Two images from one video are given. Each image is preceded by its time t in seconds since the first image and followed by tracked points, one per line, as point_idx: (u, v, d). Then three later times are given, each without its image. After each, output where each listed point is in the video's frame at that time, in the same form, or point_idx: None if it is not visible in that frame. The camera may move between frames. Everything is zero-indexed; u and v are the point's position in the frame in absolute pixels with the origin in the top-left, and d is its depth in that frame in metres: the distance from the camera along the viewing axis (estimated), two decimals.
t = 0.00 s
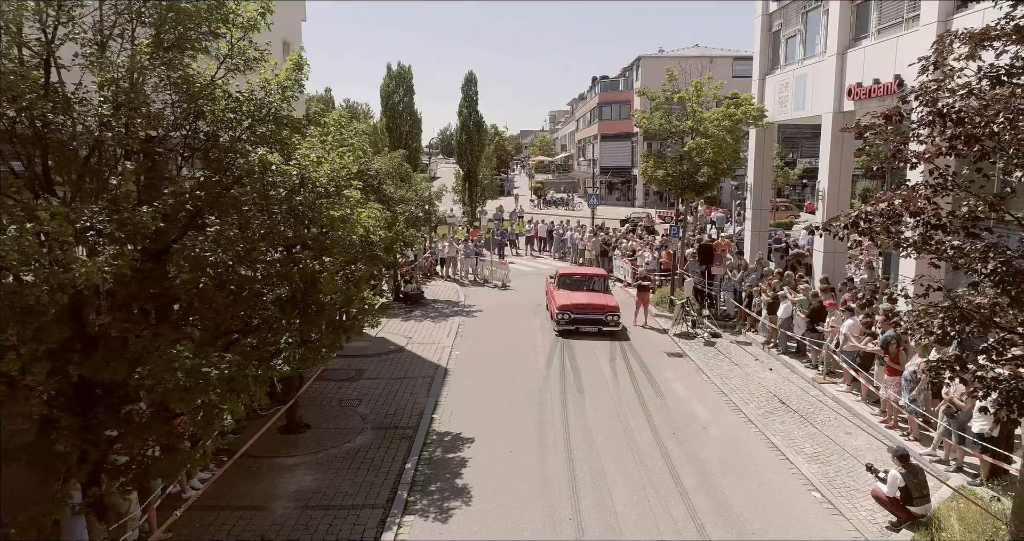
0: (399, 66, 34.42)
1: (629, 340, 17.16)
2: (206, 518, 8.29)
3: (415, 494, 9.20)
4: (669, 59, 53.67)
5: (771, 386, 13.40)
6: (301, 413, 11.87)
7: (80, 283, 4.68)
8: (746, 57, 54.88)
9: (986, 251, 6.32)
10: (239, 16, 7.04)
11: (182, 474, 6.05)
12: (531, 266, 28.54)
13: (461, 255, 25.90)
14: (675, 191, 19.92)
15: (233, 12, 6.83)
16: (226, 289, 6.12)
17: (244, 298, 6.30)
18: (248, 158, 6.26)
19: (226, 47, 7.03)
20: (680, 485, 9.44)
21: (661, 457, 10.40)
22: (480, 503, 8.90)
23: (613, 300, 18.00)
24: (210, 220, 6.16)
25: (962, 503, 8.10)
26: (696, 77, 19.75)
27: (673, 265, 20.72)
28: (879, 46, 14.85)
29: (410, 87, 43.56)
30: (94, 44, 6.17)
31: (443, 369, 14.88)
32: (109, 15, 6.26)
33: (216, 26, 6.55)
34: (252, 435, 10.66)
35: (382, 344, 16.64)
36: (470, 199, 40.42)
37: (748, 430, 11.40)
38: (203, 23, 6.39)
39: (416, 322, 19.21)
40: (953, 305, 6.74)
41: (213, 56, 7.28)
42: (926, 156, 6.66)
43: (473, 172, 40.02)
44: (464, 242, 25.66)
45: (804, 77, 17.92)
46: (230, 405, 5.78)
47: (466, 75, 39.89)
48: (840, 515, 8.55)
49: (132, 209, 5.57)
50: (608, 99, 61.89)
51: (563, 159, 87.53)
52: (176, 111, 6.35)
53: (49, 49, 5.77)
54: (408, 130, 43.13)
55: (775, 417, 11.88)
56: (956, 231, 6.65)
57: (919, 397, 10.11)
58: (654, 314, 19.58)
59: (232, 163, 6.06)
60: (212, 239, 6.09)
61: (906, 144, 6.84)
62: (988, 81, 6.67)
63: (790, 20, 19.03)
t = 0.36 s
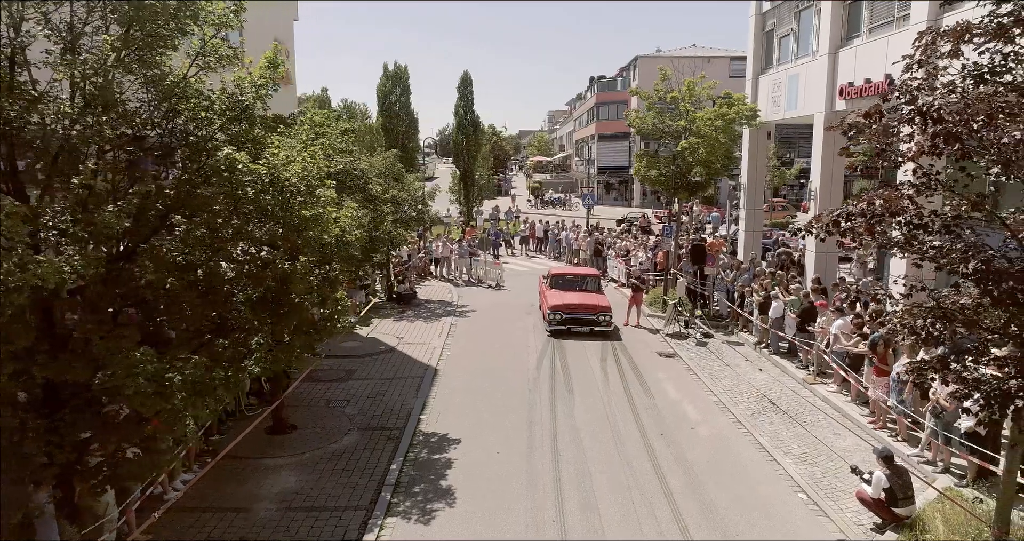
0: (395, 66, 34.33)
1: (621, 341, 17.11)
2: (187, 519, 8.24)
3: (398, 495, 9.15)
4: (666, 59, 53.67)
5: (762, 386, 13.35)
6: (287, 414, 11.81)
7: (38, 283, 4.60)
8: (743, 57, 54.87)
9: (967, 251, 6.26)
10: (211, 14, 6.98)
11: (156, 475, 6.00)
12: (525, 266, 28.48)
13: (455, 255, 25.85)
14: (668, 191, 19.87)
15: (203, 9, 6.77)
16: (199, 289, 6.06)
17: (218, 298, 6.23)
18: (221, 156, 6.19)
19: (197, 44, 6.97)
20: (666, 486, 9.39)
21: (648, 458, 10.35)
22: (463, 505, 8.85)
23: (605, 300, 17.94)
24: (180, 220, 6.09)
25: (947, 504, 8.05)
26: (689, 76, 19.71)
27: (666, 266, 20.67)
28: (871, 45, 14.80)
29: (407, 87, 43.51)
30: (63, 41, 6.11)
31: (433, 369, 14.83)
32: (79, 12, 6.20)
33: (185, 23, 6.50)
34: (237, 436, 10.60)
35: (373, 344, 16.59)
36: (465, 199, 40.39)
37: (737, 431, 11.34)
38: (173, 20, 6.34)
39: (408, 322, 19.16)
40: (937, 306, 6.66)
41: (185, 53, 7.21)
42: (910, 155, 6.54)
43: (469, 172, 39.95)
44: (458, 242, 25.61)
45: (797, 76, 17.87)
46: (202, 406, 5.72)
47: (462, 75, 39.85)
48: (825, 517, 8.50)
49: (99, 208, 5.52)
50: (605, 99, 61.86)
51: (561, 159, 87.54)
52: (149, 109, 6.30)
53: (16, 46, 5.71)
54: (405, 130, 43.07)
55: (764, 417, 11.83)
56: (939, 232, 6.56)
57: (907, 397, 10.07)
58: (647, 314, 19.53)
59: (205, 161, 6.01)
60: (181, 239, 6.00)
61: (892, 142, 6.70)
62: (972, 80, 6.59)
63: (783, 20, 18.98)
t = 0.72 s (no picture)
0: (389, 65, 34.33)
1: (610, 340, 17.08)
2: (163, 519, 8.21)
3: (376, 495, 9.11)
4: (662, 59, 53.68)
5: (747, 385, 13.33)
6: (270, 413, 11.77)
7: None
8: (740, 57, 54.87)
9: (938, 248, 6.24)
10: (176, 9, 6.92)
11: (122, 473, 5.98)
12: (518, 266, 28.48)
13: (447, 254, 25.84)
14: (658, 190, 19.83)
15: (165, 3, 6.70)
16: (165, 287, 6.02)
17: (182, 296, 6.20)
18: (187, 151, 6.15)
19: (161, 39, 6.91)
20: (645, 485, 9.37)
21: (629, 457, 10.33)
22: (440, 504, 8.81)
23: (594, 299, 17.92)
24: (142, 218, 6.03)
25: (924, 504, 8.04)
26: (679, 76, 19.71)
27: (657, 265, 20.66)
28: (858, 44, 14.78)
29: (403, 87, 43.51)
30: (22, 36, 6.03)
31: (419, 368, 14.79)
32: (40, 6, 6.12)
33: (149, 17, 6.44)
34: (217, 435, 10.58)
35: (360, 344, 16.55)
36: (461, 199, 40.40)
37: (720, 430, 11.32)
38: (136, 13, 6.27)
39: (398, 321, 19.15)
40: (908, 304, 6.65)
41: (150, 49, 7.16)
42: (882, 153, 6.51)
43: (464, 171, 39.95)
44: (450, 242, 25.57)
45: (786, 76, 17.86)
46: (166, 405, 5.69)
47: (457, 74, 39.84)
48: (803, 516, 8.47)
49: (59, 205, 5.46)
50: (602, 99, 61.92)
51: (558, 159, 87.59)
52: (115, 106, 6.26)
53: None
54: (400, 129, 43.06)
55: (748, 416, 11.81)
56: (911, 229, 6.53)
57: (889, 396, 10.04)
58: (637, 313, 19.52)
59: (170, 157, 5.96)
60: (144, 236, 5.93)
61: (864, 139, 6.67)
62: (945, 77, 6.56)
63: (772, 19, 18.97)
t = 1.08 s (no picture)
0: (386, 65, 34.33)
1: (602, 339, 17.07)
2: (146, 517, 8.19)
3: (361, 493, 9.09)
4: (659, 59, 53.78)
5: (738, 384, 13.32)
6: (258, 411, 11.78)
7: None
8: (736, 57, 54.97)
9: (917, 245, 6.24)
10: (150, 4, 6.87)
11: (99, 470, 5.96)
12: (513, 265, 28.48)
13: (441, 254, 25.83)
14: (651, 188, 19.81)
15: None
16: (141, 283, 6.00)
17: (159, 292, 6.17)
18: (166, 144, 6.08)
19: (135, 34, 6.87)
20: (632, 483, 9.37)
21: (617, 456, 10.33)
22: (426, 502, 8.79)
23: (587, 298, 17.90)
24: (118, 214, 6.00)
25: (908, 502, 8.04)
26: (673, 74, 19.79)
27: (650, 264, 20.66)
28: (848, 42, 14.80)
29: (400, 87, 43.52)
30: None
31: (409, 367, 14.77)
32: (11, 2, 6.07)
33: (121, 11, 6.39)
34: (204, 433, 10.57)
35: (352, 343, 16.53)
36: (457, 199, 40.44)
37: (708, 428, 11.32)
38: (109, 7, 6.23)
39: (390, 320, 19.14)
40: (888, 301, 6.65)
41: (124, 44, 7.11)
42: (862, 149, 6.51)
43: (460, 171, 39.96)
44: (445, 241, 25.56)
45: (778, 74, 17.89)
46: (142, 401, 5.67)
47: (454, 74, 39.86)
48: (789, 514, 8.47)
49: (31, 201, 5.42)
50: (599, 99, 62.01)
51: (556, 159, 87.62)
52: (91, 101, 6.22)
53: None
54: (397, 129, 43.06)
55: (737, 415, 11.80)
56: (891, 226, 6.53)
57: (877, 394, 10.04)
58: (630, 312, 19.51)
59: (144, 151, 5.89)
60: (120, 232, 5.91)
61: (844, 136, 6.67)
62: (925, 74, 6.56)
63: (765, 18, 19.00)
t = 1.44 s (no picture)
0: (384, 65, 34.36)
1: (597, 337, 17.07)
2: (137, 514, 8.19)
3: (352, 490, 9.09)
4: (658, 59, 53.90)
5: (732, 382, 13.31)
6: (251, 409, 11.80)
7: None
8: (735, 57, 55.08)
9: (904, 241, 6.25)
10: None
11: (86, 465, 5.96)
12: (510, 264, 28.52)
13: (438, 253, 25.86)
14: (646, 187, 19.84)
15: None
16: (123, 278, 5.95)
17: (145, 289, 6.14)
18: (152, 140, 6.09)
19: (122, 29, 6.85)
20: (624, 482, 9.38)
21: (609, 454, 10.34)
22: (416, 501, 8.79)
23: (582, 297, 17.89)
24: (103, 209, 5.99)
25: (898, 499, 8.04)
26: (668, 73, 19.87)
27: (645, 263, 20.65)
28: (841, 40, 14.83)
29: (398, 86, 43.55)
30: None
31: (404, 365, 14.77)
32: None
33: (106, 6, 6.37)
34: (197, 431, 10.58)
35: (347, 341, 16.53)
36: (455, 199, 40.50)
37: (701, 426, 11.33)
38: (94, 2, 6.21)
39: (386, 319, 19.16)
40: (876, 298, 6.66)
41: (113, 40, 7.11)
42: (849, 145, 6.52)
43: (458, 171, 39.99)
44: (441, 240, 25.57)
45: (772, 73, 17.91)
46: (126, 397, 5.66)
47: (452, 73, 39.90)
48: (780, 512, 8.47)
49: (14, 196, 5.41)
50: (598, 99, 62.09)
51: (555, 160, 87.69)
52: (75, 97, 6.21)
53: None
54: (395, 128, 43.07)
55: (730, 413, 11.80)
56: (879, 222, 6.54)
57: (869, 391, 10.03)
58: (625, 311, 19.52)
59: (129, 146, 5.89)
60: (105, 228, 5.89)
61: (833, 133, 6.69)
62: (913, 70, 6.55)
63: (760, 17, 19.02)
